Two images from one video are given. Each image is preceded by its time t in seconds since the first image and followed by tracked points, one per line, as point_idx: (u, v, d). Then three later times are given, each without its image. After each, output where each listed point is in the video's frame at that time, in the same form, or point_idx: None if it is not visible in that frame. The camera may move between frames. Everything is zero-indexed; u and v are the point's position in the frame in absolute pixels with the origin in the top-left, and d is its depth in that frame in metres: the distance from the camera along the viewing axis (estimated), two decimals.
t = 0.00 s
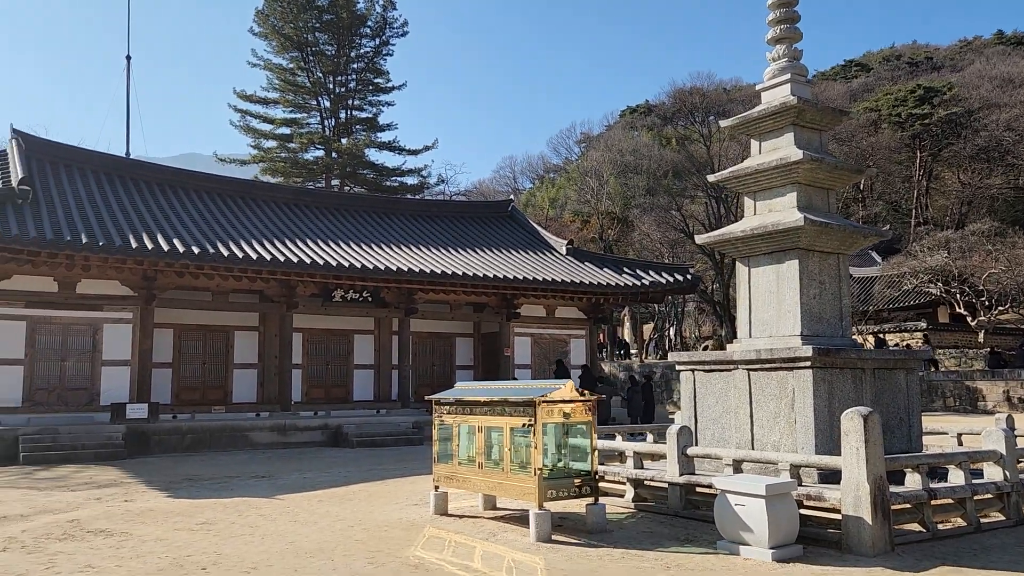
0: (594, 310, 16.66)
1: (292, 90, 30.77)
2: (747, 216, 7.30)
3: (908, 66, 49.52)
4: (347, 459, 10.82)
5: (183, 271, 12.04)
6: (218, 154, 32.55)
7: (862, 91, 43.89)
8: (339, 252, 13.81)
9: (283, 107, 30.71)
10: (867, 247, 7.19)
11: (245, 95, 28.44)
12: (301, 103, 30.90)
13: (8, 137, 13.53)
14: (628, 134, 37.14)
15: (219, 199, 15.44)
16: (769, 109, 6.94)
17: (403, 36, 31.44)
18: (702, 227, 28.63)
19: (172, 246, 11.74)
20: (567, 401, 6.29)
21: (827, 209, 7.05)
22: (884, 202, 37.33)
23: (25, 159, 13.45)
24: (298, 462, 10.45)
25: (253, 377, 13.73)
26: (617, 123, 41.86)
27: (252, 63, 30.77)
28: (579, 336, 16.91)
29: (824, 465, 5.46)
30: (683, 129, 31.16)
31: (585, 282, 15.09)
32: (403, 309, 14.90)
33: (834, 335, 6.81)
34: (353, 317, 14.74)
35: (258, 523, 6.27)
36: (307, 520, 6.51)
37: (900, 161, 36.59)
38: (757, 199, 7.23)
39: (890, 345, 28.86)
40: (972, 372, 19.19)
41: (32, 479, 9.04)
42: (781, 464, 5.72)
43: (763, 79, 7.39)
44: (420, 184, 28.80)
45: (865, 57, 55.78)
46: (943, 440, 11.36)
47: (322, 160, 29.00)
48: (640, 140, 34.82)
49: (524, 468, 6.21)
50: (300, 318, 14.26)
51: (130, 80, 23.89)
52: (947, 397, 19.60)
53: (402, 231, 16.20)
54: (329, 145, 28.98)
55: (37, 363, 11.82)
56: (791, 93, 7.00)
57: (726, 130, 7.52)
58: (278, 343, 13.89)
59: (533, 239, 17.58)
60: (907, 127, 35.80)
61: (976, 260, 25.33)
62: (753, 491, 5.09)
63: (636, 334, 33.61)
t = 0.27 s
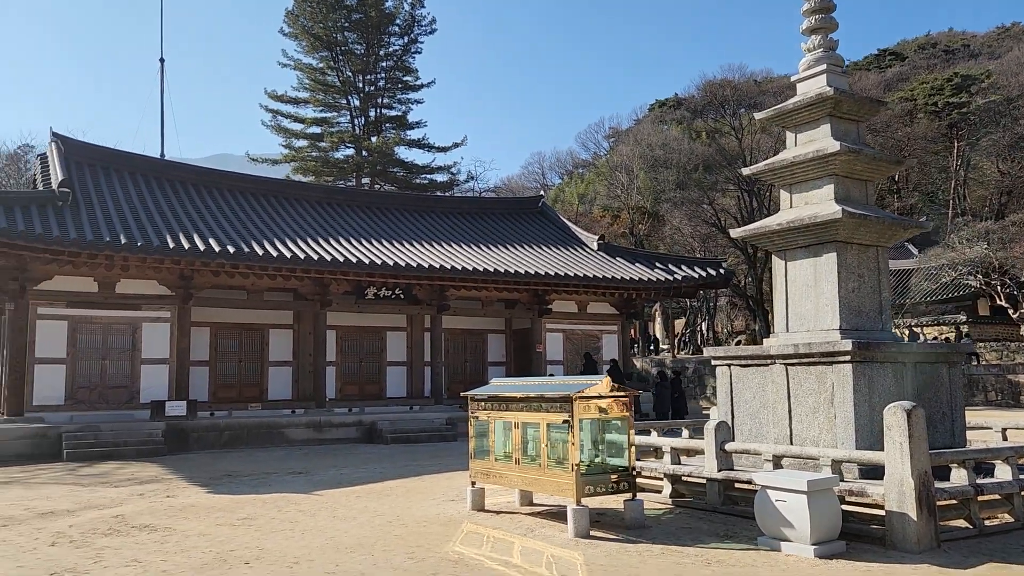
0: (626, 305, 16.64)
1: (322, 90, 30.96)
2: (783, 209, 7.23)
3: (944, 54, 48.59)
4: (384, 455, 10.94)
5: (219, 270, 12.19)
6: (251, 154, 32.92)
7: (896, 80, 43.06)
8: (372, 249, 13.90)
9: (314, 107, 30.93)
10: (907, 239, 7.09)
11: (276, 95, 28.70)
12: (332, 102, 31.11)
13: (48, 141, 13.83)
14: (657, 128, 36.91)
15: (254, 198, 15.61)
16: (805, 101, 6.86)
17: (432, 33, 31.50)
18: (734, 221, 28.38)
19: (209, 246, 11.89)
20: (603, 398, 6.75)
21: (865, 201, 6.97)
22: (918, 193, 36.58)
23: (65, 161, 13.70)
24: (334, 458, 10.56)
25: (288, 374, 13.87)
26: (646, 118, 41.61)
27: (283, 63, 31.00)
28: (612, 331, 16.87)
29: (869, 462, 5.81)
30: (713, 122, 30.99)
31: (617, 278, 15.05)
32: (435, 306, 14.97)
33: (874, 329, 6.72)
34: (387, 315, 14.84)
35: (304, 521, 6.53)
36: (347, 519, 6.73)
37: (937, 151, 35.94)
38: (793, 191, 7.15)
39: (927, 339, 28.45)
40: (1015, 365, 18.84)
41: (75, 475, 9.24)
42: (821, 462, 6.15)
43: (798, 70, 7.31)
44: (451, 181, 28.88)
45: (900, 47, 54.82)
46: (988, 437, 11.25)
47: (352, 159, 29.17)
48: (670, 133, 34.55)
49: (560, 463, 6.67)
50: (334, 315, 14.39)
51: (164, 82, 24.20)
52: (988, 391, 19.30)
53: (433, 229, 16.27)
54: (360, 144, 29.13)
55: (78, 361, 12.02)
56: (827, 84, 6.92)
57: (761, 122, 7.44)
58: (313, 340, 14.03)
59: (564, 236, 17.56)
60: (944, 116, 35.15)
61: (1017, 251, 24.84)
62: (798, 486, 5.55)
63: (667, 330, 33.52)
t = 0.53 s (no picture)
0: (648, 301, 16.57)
1: (342, 88, 31.07)
2: (807, 203, 7.16)
3: (969, 45, 47.88)
4: (407, 452, 10.94)
5: (242, 269, 12.28)
6: (271, 153, 33.10)
7: (920, 72, 42.54)
8: (392, 247, 13.91)
9: (333, 105, 31.05)
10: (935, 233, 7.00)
11: (296, 95, 28.83)
12: (351, 101, 31.22)
13: (73, 143, 14.01)
14: (676, 123, 36.71)
15: (275, 197, 15.69)
16: (830, 93, 6.79)
17: (450, 31, 31.51)
18: (756, 216, 28.14)
19: (232, 245, 11.98)
20: (626, 396, 6.93)
21: (892, 194, 6.87)
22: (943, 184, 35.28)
23: (90, 162, 13.85)
24: (357, 455, 10.59)
25: (311, 372, 13.94)
26: (665, 113, 41.41)
27: (302, 63, 31.16)
28: (633, 328, 16.82)
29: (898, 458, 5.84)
30: (733, 116, 30.78)
31: (638, 274, 14.97)
32: (456, 303, 14.98)
33: (901, 324, 6.64)
34: (408, 312, 14.88)
35: (329, 518, 6.59)
36: (372, 516, 6.78)
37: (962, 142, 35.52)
38: (817, 185, 7.08)
39: (954, 334, 28.09)
40: None
41: (104, 472, 9.36)
42: (849, 457, 6.22)
43: (822, 62, 7.22)
44: (470, 178, 28.88)
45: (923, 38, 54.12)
46: None
47: (372, 157, 29.24)
48: (690, 128, 34.34)
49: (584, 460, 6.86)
50: (356, 313, 14.45)
51: (185, 83, 24.40)
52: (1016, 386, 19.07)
53: (454, 226, 16.27)
54: (379, 142, 29.19)
55: (105, 360, 12.16)
56: (853, 77, 6.84)
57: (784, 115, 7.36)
58: (335, 338, 14.10)
59: (585, 232, 17.49)
60: (969, 106, 34.94)
61: None
62: (826, 483, 5.60)
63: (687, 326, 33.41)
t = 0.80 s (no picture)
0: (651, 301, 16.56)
1: (344, 89, 31.05)
2: (812, 202, 7.14)
3: (972, 44, 47.84)
4: (411, 453, 10.91)
5: (244, 269, 12.25)
6: (273, 153, 33.06)
7: (922, 72, 42.54)
8: (396, 248, 13.90)
9: (335, 106, 31.03)
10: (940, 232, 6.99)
11: (299, 95, 28.82)
12: (353, 101, 31.21)
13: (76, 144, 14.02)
14: (678, 123, 36.68)
15: (278, 198, 15.69)
16: (834, 93, 6.77)
17: (452, 31, 31.50)
18: (758, 215, 28.10)
19: (234, 245, 11.96)
20: (629, 395, 6.94)
21: (896, 193, 6.86)
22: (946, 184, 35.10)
23: (93, 163, 13.86)
24: (360, 455, 10.55)
25: (314, 372, 13.93)
26: (666, 113, 41.40)
27: (305, 63, 31.17)
28: (636, 328, 16.82)
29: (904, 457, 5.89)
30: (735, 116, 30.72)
31: (642, 274, 14.96)
32: (459, 304, 14.98)
33: (906, 323, 6.62)
34: (410, 313, 14.87)
35: (334, 518, 6.58)
36: (377, 516, 6.78)
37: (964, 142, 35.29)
38: (822, 184, 7.07)
39: (958, 334, 28.06)
40: None
41: (108, 473, 9.34)
42: (854, 457, 6.24)
43: (826, 61, 7.20)
44: (472, 179, 28.86)
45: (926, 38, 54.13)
46: None
47: (374, 157, 29.20)
48: (691, 128, 34.29)
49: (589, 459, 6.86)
50: (359, 314, 14.44)
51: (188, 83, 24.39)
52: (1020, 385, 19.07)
53: (457, 226, 16.26)
54: (381, 142, 29.15)
55: (109, 360, 12.15)
56: (857, 76, 6.82)
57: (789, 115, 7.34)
58: (337, 338, 14.08)
59: (587, 232, 17.48)
60: (971, 105, 35.00)
61: None
62: (833, 482, 5.62)
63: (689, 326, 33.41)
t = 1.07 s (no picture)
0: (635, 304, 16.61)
1: (330, 91, 30.96)
2: (795, 206, 7.19)
3: (953, 51, 48.40)
4: (396, 456, 10.86)
5: (229, 271, 12.19)
6: (257, 155, 32.88)
7: (904, 77, 42.87)
8: (382, 250, 13.87)
9: (321, 107, 30.91)
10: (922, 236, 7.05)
11: (284, 97, 28.66)
12: (339, 103, 31.10)
13: (58, 143, 13.89)
14: (663, 127, 36.83)
15: (263, 199, 15.62)
16: (818, 98, 6.81)
17: (438, 33, 31.48)
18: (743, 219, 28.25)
19: (219, 247, 11.89)
20: (614, 397, 6.96)
21: (879, 197, 6.92)
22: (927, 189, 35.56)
23: (76, 163, 13.74)
24: (344, 458, 10.51)
25: (299, 375, 13.86)
26: (651, 116, 41.59)
27: (290, 65, 31.02)
28: (620, 331, 16.86)
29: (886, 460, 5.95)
30: (720, 120, 30.89)
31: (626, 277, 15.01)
32: (444, 306, 14.96)
33: (888, 327, 6.68)
34: (396, 315, 14.84)
35: (318, 521, 6.55)
36: (361, 519, 6.76)
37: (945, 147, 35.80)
38: (806, 188, 7.12)
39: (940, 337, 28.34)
40: None
41: (90, 476, 9.25)
42: (837, 460, 6.29)
43: (810, 66, 7.24)
44: (458, 181, 28.83)
45: (908, 44, 54.70)
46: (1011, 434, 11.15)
47: (360, 159, 29.13)
48: (676, 132, 34.44)
49: (575, 463, 6.87)
50: (344, 316, 14.39)
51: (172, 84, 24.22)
52: (1000, 388, 19.31)
53: (442, 229, 16.24)
54: (367, 144, 29.08)
55: (90, 362, 12.04)
56: (840, 82, 6.87)
57: (773, 119, 7.38)
58: (322, 341, 14.01)
59: (573, 235, 17.52)
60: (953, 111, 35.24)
61: None
62: (815, 485, 5.68)
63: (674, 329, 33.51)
